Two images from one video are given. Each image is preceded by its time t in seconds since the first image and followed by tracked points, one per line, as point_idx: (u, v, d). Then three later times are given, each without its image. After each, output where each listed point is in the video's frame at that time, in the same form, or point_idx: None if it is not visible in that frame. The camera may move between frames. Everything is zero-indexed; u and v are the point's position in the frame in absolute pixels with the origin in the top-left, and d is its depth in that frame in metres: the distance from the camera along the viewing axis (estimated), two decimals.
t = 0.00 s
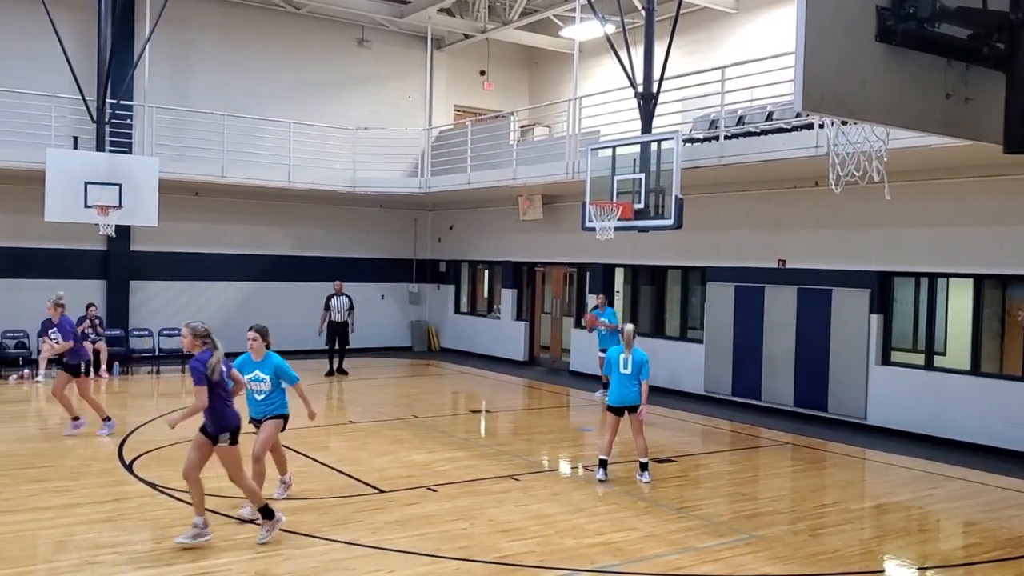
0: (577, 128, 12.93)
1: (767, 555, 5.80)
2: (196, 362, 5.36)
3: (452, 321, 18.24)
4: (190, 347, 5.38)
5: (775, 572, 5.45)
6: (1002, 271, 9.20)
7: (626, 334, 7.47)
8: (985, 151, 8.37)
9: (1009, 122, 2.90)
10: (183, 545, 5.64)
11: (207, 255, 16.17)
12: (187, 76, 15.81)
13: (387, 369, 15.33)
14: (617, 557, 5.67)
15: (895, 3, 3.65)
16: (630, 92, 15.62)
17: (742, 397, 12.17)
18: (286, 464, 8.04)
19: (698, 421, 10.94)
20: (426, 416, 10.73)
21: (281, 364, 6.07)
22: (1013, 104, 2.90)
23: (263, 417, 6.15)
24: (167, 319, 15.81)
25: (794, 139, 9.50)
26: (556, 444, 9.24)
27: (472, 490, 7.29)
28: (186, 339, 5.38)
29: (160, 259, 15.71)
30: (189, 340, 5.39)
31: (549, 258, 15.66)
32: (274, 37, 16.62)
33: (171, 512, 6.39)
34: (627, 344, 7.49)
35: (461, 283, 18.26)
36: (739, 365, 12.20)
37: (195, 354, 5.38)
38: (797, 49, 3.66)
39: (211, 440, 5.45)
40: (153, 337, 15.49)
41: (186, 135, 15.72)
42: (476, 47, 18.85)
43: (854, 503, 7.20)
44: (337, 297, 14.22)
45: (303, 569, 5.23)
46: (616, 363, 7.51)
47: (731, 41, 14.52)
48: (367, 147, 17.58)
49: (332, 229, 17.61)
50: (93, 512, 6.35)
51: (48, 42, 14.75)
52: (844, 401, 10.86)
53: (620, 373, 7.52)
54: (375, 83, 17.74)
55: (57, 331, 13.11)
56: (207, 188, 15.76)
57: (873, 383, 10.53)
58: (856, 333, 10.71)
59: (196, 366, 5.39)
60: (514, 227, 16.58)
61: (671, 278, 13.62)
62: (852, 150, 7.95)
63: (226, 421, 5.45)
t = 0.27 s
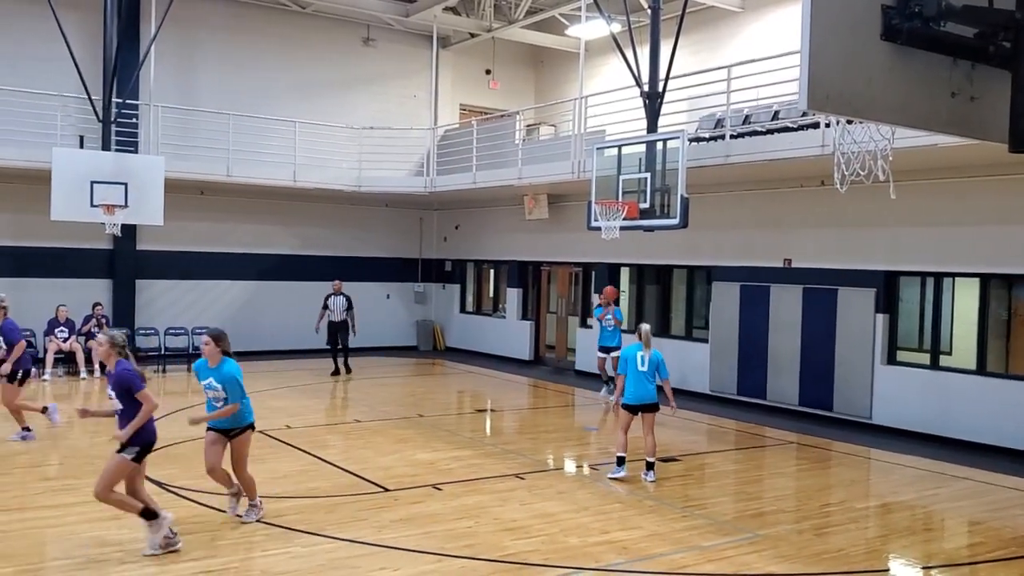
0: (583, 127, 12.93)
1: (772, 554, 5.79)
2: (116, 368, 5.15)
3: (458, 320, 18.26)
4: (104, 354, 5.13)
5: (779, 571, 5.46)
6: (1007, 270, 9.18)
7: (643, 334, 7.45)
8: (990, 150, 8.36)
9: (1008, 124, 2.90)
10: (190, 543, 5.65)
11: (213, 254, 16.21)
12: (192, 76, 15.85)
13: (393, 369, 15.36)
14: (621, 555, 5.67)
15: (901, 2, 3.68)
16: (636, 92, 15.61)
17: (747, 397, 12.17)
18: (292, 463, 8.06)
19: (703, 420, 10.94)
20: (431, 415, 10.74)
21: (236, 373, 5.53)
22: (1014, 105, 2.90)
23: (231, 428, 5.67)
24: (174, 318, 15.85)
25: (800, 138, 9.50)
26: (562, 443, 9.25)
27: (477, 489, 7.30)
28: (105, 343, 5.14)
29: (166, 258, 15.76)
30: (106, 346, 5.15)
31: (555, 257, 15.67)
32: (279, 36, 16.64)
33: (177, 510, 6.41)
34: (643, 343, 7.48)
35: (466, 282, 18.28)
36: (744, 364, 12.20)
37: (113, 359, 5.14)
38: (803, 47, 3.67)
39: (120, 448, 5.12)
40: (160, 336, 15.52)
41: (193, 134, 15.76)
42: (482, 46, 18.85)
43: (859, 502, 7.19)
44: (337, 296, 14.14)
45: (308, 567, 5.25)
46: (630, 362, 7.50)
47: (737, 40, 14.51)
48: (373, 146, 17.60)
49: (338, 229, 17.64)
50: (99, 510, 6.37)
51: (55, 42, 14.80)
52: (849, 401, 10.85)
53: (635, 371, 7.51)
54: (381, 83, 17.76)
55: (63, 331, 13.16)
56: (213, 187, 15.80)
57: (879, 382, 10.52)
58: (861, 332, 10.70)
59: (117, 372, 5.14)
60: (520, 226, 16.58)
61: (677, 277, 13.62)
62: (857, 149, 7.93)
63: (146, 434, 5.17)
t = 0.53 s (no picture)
0: (586, 126, 12.92)
1: (776, 553, 5.79)
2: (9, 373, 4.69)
3: (462, 319, 18.27)
4: None
5: (783, 570, 5.45)
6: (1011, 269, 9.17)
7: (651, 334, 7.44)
8: (995, 150, 8.34)
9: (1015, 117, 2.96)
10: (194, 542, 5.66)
11: (216, 254, 16.22)
12: (196, 75, 15.86)
13: (396, 368, 15.37)
14: (625, 555, 5.67)
15: (904, 1, 3.76)
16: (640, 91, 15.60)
17: (751, 396, 12.16)
18: (296, 462, 8.06)
19: (707, 420, 10.93)
20: (435, 414, 10.74)
21: (168, 379, 4.95)
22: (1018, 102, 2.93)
23: (162, 445, 5.03)
24: (178, 318, 15.87)
25: (803, 137, 9.48)
26: (565, 442, 9.25)
27: (480, 488, 7.31)
28: None
29: (170, 257, 15.78)
30: None
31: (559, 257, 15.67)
32: (283, 35, 16.65)
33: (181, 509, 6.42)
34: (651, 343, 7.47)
35: (470, 281, 18.29)
36: (748, 363, 12.18)
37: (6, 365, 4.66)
38: (805, 47, 3.70)
39: (13, 456, 4.73)
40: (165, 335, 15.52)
41: (197, 134, 15.79)
42: (485, 46, 18.85)
43: (863, 502, 7.18)
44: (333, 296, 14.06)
45: (312, 567, 5.25)
46: (638, 363, 7.49)
47: (741, 40, 14.50)
48: (376, 145, 17.60)
49: (342, 228, 17.65)
50: (104, 509, 6.39)
51: (60, 41, 14.82)
52: (854, 400, 10.83)
53: (642, 371, 7.50)
54: (385, 82, 17.77)
55: (67, 330, 13.17)
56: (217, 187, 15.82)
57: (883, 382, 10.50)
58: (865, 332, 10.69)
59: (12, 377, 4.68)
60: (523, 225, 16.58)
61: (681, 276, 13.60)
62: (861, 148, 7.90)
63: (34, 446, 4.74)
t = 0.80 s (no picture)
0: (590, 125, 12.91)
1: (779, 552, 5.78)
2: None
3: (466, 318, 18.27)
4: None
5: (787, 569, 5.45)
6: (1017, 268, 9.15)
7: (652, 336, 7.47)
8: (1000, 147, 8.32)
9: None
10: (198, 540, 5.67)
11: (220, 253, 16.24)
12: (199, 74, 15.88)
13: (400, 367, 15.37)
14: (628, 553, 5.67)
15: None
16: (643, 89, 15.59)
17: (755, 395, 12.15)
18: (300, 460, 8.07)
19: (711, 418, 10.92)
20: (438, 412, 10.75)
21: (85, 375, 4.61)
22: None
23: (71, 449, 4.58)
24: (182, 316, 15.89)
25: (808, 135, 9.47)
26: (569, 441, 9.24)
27: (484, 486, 7.31)
28: None
29: (174, 256, 15.80)
30: None
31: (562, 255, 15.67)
32: (286, 34, 16.66)
33: (185, 507, 6.43)
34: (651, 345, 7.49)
35: (474, 280, 18.31)
36: (752, 362, 12.17)
37: None
38: (808, 46, 3.70)
39: None
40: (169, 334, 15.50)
41: (201, 133, 15.81)
42: (489, 44, 18.85)
43: (867, 501, 7.17)
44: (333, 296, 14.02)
45: (315, 565, 5.26)
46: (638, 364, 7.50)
47: (745, 38, 14.49)
48: (380, 144, 17.62)
49: (346, 227, 17.66)
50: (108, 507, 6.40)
51: (64, 40, 14.85)
52: (858, 399, 10.81)
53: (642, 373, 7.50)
54: (388, 81, 17.78)
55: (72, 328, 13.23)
56: (221, 185, 15.84)
57: (888, 380, 10.49)
58: (870, 330, 10.67)
59: None
60: (527, 224, 16.58)
61: (685, 274, 13.59)
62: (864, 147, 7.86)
63: None
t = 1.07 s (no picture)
0: (594, 122, 12.89)
1: (785, 551, 5.76)
2: None
3: (470, 317, 18.27)
4: None
5: (793, 569, 5.43)
6: None
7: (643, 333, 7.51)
8: (1007, 144, 8.28)
9: None
10: (203, 538, 5.67)
11: (225, 252, 16.25)
12: (203, 73, 15.88)
13: (405, 365, 15.37)
14: (633, 552, 5.66)
15: None
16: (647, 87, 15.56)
17: (761, 393, 12.12)
18: (304, 458, 8.07)
19: (716, 417, 10.90)
20: (443, 411, 10.74)
21: None
22: None
23: None
24: (187, 315, 15.91)
25: (813, 132, 9.44)
26: (574, 440, 9.23)
27: (489, 485, 7.30)
28: None
29: (179, 255, 15.82)
30: None
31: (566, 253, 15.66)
32: (290, 32, 16.65)
33: (190, 505, 6.43)
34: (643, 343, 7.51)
35: (478, 279, 18.29)
36: (758, 360, 12.14)
37: None
38: (813, 42, 3.67)
39: None
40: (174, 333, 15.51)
41: (206, 133, 15.82)
42: (493, 42, 18.83)
43: (873, 500, 7.14)
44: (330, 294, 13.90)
45: (319, 563, 5.25)
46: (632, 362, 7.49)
47: (749, 36, 14.45)
48: (384, 143, 17.61)
49: (351, 226, 17.66)
50: (113, 505, 6.40)
51: (69, 40, 14.87)
52: (864, 398, 10.79)
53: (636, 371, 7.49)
54: (392, 80, 17.77)
55: (78, 327, 13.22)
56: (226, 185, 15.84)
57: (894, 379, 10.46)
58: (876, 328, 10.64)
59: None
60: (531, 223, 16.56)
61: (690, 273, 13.56)
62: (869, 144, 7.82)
63: None
